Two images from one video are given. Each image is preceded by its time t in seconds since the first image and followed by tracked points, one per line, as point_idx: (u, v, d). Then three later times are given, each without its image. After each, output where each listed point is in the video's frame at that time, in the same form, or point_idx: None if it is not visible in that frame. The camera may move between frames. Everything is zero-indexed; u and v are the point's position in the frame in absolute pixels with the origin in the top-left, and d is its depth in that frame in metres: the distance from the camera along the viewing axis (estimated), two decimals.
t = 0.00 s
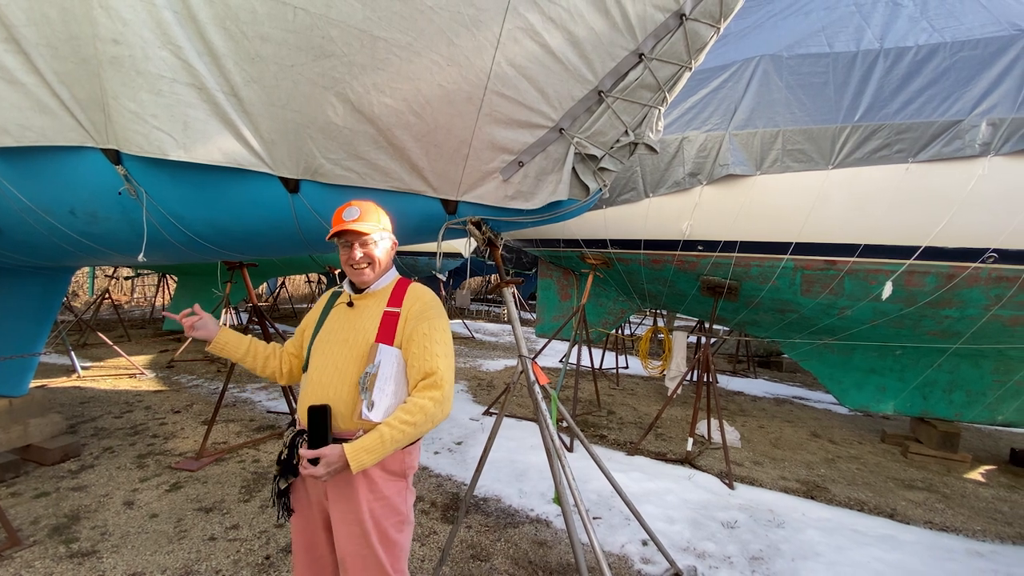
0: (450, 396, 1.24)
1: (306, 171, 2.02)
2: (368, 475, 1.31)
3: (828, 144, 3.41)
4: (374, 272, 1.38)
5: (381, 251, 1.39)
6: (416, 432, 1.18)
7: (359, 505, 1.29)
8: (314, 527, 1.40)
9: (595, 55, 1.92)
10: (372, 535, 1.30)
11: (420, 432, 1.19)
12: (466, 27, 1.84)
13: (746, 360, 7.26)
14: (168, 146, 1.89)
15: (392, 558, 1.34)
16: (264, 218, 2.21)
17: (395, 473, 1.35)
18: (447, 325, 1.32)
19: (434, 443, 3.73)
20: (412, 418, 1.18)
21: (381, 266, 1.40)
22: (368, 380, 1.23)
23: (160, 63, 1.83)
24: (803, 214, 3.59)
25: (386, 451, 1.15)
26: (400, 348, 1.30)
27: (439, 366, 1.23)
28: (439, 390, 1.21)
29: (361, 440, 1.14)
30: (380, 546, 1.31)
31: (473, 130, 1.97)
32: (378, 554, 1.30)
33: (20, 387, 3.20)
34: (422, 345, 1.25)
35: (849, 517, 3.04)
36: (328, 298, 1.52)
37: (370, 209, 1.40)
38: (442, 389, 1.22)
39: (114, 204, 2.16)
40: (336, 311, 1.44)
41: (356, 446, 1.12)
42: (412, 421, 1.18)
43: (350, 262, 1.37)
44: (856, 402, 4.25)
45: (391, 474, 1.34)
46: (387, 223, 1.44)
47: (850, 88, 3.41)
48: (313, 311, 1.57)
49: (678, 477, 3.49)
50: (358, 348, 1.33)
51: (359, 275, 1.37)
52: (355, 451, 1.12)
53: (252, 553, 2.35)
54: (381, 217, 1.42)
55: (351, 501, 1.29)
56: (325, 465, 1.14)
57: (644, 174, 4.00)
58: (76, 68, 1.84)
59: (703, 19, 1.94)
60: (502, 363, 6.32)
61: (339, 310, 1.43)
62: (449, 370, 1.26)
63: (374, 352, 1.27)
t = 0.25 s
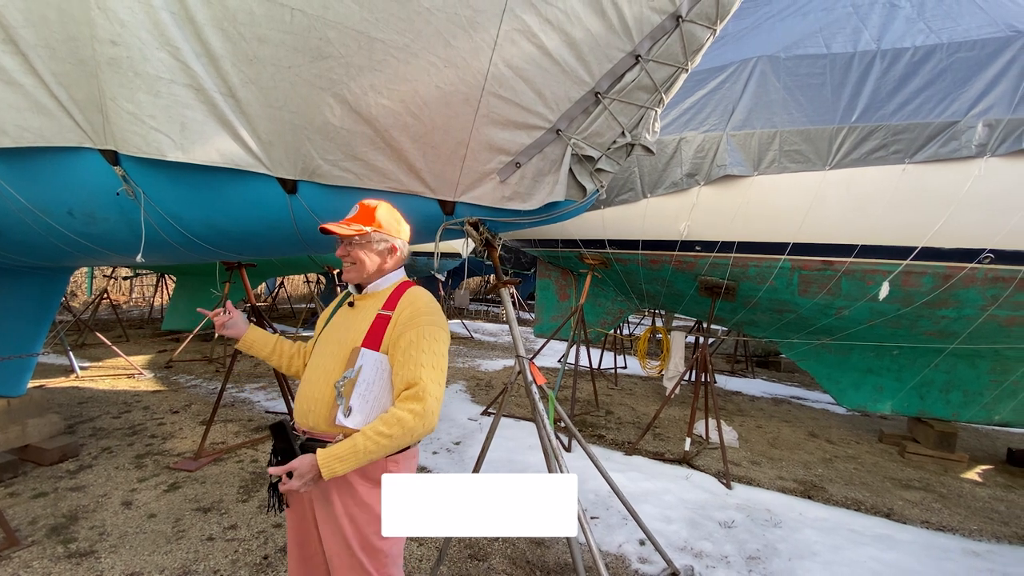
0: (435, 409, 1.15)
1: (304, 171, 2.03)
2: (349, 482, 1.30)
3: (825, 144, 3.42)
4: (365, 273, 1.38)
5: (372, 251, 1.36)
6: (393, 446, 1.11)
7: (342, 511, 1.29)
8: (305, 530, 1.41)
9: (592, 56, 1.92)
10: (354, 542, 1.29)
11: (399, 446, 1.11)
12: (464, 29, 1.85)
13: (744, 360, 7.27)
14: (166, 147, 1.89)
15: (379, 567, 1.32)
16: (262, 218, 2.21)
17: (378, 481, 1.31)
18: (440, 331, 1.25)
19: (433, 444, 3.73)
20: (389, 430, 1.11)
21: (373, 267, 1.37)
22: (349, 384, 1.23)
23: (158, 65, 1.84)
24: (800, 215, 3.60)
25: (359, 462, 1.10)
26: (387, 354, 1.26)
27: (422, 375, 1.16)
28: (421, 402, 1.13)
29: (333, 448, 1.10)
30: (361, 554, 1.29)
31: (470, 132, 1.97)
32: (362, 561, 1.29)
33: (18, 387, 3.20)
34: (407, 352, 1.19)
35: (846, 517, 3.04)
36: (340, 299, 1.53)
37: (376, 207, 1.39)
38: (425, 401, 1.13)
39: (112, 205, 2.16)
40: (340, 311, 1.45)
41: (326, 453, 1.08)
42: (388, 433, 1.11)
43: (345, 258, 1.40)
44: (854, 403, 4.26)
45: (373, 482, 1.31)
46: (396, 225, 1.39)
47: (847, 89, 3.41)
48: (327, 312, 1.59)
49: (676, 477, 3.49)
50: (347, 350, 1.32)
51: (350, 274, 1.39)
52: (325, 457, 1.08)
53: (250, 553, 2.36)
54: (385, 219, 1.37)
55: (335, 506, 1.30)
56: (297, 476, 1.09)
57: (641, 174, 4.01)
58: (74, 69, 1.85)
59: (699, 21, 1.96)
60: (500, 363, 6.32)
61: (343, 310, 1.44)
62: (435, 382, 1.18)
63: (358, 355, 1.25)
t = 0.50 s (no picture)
0: (403, 425, 1.09)
1: (301, 171, 2.03)
2: (331, 487, 1.30)
3: (823, 145, 3.42)
4: (359, 266, 1.34)
5: (371, 246, 1.31)
6: (359, 459, 1.08)
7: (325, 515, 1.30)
8: (300, 530, 1.42)
9: (589, 56, 1.93)
10: (336, 548, 1.28)
11: (366, 460, 1.08)
12: (461, 29, 1.85)
13: (743, 360, 7.27)
14: (163, 146, 1.89)
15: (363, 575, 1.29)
16: (259, 218, 2.21)
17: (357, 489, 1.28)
18: (420, 341, 1.17)
19: (431, 444, 3.73)
20: (355, 444, 1.08)
21: (370, 262, 1.32)
22: (325, 389, 1.24)
23: (155, 64, 1.84)
24: (798, 215, 3.61)
25: (326, 473, 1.09)
26: (368, 360, 1.22)
27: (392, 388, 1.10)
28: (388, 417, 1.08)
29: (301, 455, 1.10)
30: (341, 560, 1.28)
31: (467, 131, 1.98)
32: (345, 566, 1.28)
33: (16, 387, 3.19)
34: (380, 362, 1.14)
35: (844, 517, 3.05)
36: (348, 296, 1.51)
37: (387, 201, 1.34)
38: (393, 417, 1.08)
39: (109, 204, 2.16)
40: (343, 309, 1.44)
41: (295, 461, 1.09)
42: (353, 446, 1.07)
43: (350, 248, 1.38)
44: (852, 403, 4.26)
45: (352, 490, 1.29)
46: (402, 227, 1.31)
47: (845, 89, 3.42)
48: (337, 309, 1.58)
49: (674, 476, 3.49)
50: (333, 353, 1.31)
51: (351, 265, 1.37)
52: (294, 466, 1.09)
53: (248, 553, 2.35)
54: (392, 218, 1.31)
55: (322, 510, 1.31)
56: (267, 482, 1.12)
57: (640, 174, 4.01)
58: (71, 69, 1.85)
59: (696, 21, 1.96)
60: (499, 363, 6.32)
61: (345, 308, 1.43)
62: (407, 395, 1.11)
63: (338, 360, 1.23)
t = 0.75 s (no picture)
0: (378, 441, 1.07)
1: (301, 171, 2.03)
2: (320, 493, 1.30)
3: (823, 145, 3.42)
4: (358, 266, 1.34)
5: (369, 247, 1.31)
6: (338, 473, 1.08)
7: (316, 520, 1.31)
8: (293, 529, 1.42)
9: (589, 56, 1.92)
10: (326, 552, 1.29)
11: (346, 474, 1.08)
12: (461, 28, 1.85)
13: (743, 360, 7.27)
14: (162, 146, 1.89)
15: None
16: (258, 218, 2.21)
17: (345, 494, 1.28)
18: (402, 352, 1.13)
19: (430, 444, 3.72)
20: (333, 459, 1.08)
21: (367, 264, 1.32)
22: (309, 397, 1.22)
23: (155, 64, 1.83)
24: (798, 216, 3.61)
25: (309, 486, 1.10)
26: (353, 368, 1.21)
27: (367, 402, 1.08)
28: (363, 433, 1.06)
29: (287, 469, 1.12)
30: (331, 564, 1.28)
31: (467, 131, 1.98)
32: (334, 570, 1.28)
33: (15, 387, 3.18)
34: (359, 374, 1.12)
35: (843, 517, 3.05)
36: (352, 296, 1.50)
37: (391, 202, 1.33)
38: (368, 433, 1.06)
39: (109, 204, 2.16)
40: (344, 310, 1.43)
41: (281, 474, 1.11)
42: (331, 461, 1.08)
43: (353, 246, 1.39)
44: (851, 403, 4.27)
45: (340, 496, 1.29)
46: (401, 230, 1.28)
47: (845, 89, 3.42)
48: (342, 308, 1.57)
49: (674, 476, 3.49)
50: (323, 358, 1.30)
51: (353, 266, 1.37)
52: (279, 479, 1.11)
53: (247, 553, 2.35)
54: (392, 220, 1.29)
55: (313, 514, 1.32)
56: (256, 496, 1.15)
57: (640, 174, 4.01)
58: (71, 69, 1.84)
59: (697, 21, 1.96)
60: (499, 363, 6.32)
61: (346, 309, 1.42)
62: (384, 409, 1.08)
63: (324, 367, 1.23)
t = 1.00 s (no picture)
0: (370, 446, 1.07)
1: (301, 171, 2.03)
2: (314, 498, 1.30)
3: (822, 145, 3.42)
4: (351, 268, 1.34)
5: (363, 249, 1.31)
6: (331, 482, 1.08)
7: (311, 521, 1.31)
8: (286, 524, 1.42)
9: (589, 57, 1.93)
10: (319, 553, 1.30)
11: (339, 481, 1.09)
12: (461, 29, 1.85)
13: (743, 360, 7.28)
14: (162, 146, 1.89)
15: None
16: (258, 218, 2.21)
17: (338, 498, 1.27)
18: (394, 357, 1.13)
19: (430, 444, 3.72)
20: (326, 468, 1.08)
21: (362, 266, 1.32)
22: (302, 401, 1.22)
23: (155, 64, 1.83)
24: (797, 216, 3.61)
25: (305, 498, 1.10)
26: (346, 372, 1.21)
27: (359, 408, 1.08)
28: (355, 440, 1.06)
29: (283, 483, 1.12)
30: (324, 565, 1.30)
31: (467, 132, 1.98)
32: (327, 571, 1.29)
33: (15, 387, 3.18)
34: (352, 380, 1.12)
35: (842, 517, 3.05)
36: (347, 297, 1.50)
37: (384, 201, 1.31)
38: (360, 440, 1.06)
39: (108, 204, 2.16)
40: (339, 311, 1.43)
41: (277, 489, 1.11)
42: (323, 470, 1.08)
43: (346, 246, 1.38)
44: (850, 403, 4.27)
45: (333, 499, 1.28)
46: (395, 230, 1.28)
47: (844, 90, 3.42)
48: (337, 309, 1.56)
49: (674, 476, 3.49)
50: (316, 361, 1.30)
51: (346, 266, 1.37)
52: (275, 492, 1.11)
53: (247, 553, 2.35)
54: (384, 221, 1.28)
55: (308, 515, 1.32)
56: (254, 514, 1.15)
57: (639, 174, 4.01)
58: (70, 69, 1.85)
59: (696, 21, 1.97)
60: (499, 363, 6.32)
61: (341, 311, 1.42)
62: (376, 415, 1.09)
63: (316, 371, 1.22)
